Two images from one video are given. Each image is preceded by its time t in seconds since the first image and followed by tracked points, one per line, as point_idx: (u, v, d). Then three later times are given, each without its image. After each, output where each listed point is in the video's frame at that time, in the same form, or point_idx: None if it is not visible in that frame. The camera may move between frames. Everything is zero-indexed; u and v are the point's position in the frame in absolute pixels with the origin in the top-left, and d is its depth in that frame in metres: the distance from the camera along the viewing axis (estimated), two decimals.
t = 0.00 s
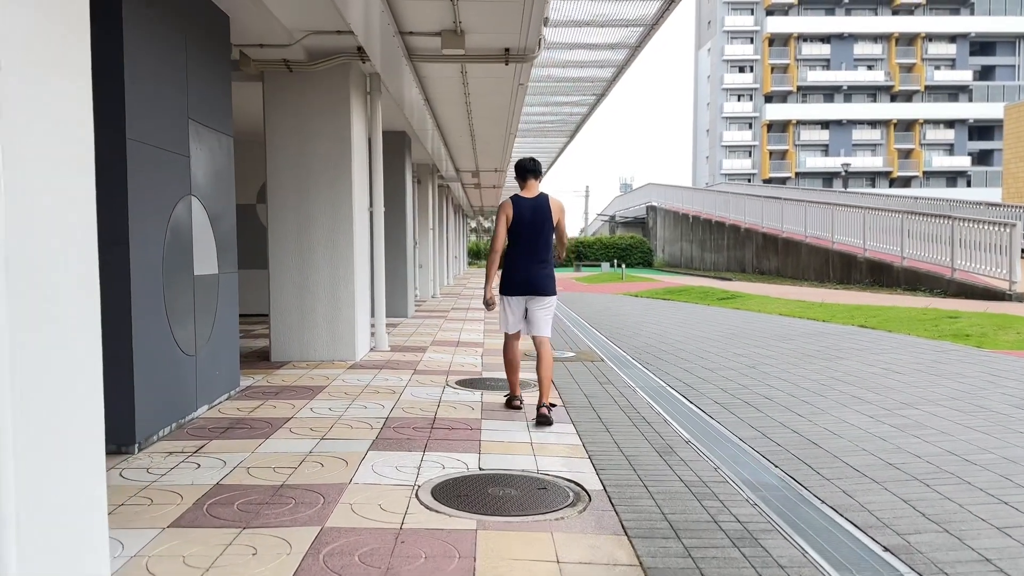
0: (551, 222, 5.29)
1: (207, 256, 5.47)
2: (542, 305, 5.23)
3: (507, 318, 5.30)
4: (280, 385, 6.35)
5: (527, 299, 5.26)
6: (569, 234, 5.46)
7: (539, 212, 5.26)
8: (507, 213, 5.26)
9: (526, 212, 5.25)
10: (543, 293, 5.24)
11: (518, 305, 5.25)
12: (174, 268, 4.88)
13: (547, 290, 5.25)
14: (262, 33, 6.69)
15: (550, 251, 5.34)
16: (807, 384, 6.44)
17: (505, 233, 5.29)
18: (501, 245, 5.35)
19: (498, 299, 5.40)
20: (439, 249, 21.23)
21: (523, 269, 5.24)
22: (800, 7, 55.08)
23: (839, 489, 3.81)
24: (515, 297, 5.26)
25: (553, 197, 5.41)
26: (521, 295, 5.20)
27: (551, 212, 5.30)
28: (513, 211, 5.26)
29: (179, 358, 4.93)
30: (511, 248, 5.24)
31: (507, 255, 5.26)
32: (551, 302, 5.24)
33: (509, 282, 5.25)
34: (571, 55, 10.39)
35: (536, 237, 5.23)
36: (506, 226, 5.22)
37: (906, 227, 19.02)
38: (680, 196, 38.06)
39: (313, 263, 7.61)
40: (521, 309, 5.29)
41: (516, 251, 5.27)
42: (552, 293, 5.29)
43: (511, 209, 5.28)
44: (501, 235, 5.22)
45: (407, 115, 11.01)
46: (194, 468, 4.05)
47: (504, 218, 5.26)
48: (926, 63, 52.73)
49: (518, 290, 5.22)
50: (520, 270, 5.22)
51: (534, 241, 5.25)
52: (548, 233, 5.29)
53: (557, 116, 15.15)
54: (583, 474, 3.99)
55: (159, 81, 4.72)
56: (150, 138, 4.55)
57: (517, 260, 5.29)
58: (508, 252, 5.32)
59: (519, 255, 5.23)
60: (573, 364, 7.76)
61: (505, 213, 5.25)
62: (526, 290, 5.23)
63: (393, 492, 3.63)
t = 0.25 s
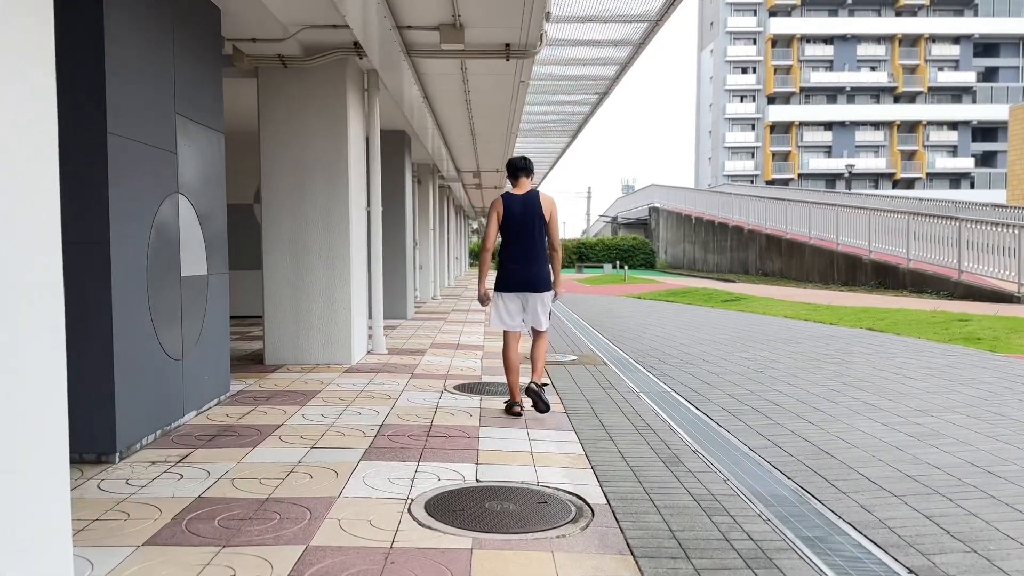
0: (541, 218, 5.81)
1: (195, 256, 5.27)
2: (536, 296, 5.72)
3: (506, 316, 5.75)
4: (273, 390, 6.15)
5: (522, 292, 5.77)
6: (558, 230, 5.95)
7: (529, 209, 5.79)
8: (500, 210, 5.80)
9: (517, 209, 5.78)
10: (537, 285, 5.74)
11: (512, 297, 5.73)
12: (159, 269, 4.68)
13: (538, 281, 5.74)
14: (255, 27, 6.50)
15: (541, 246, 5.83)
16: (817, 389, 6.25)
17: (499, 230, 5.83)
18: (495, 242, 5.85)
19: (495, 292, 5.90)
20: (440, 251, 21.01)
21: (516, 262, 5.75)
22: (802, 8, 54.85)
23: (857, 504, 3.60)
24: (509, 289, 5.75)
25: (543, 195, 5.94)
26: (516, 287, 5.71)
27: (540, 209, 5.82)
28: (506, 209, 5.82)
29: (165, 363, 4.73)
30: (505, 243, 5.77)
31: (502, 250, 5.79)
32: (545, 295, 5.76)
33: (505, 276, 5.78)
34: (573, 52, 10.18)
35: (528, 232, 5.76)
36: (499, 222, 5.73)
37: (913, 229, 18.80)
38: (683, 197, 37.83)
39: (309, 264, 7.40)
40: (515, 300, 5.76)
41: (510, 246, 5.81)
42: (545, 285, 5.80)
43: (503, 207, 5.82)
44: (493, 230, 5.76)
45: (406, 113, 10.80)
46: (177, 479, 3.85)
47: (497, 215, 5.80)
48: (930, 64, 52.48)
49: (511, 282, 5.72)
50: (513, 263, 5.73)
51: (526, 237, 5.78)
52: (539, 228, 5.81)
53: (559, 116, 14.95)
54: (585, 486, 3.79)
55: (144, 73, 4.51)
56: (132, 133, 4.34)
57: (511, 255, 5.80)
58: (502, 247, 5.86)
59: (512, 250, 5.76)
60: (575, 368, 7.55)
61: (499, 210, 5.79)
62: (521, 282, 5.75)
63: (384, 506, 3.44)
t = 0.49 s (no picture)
0: (540, 222, 5.63)
1: (182, 259, 5.08)
2: (534, 304, 5.55)
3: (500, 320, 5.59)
4: (265, 396, 5.95)
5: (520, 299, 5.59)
6: (558, 234, 5.76)
7: (528, 212, 5.62)
8: (498, 215, 5.63)
9: (516, 214, 5.60)
10: (535, 292, 5.56)
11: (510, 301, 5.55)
12: (143, 271, 4.48)
13: (536, 286, 5.56)
14: (247, 22, 6.31)
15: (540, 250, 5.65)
16: (826, 396, 6.05)
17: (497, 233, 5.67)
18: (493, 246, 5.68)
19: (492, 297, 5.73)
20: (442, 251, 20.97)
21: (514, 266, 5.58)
22: (805, 9, 54.73)
23: (877, 523, 3.39)
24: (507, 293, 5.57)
25: (542, 199, 5.76)
26: (514, 294, 5.54)
27: (539, 213, 5.64)
28: (504, 212, 5.65)
29: (149, 370, 4.54)
30: (503, 249, 5.59)
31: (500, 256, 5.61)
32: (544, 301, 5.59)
33: (503, 283, 5.59)
34: (575, 50, 9.99)
35: (526, 237, 5.58)
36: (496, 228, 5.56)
37: (918, 231, 18.59)
38: (685, 198, 37.62)
39: (304, 267, 7.20)
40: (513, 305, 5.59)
41: (508, 252, 5.63)
42: (544, 291, 5.61)
43: (501, 212, 5.65)
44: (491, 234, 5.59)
45: (405, 113, 10.61)
46: (155, 493, 3.65)
47: (495, 221, 5.63)
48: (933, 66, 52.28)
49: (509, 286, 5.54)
50: (511, 267, 5.55)
51: (525, 241, 5.60)
52: (538, 233, 5.63)
53: (561, 115, 14.75)
54: (588, 501, 3.59)
55: (127, 67, 4.32)
56: (113, 129, 4.15)
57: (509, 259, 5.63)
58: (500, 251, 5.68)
59: (510, 253, 5.59)
60: (576, 373, 7.35)
61: (497, 216, 5.62)
62: (519, 289, 5.57)
63: (374, 524, 3.23)
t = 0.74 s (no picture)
0: (549, 221, 5.51)
1: (170, 259, 4.88)
2: (541, 303, 5.42)
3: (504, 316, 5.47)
4: (259, 402, 5.75)
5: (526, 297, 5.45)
6: (566, 234, 5.65)
7: (537, 210, 5.50)
8: (506, 213, 5.50)
9: (524, 212, 5.48)
10: (542, 291, 5.43)
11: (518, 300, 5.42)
12: (128, 272, 4.29)
13: (545, 285, 5.43)
14: (241, 16, 6.11)
15: (548, 249, 5.53)
16: (840, 402, 5.83)
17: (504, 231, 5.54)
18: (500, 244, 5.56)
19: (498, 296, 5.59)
20: (443, 252, 20.76)
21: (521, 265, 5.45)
22: (808, 10, 54.54)
23: (903, 540, 3.19)
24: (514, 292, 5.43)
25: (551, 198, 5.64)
26: (520, 293, 5.40)
27: (548, 212, 5.52)
28: (512, 209, 5.53)
29: (135, 375, 4.34)
30: (510, 248, 5.46)
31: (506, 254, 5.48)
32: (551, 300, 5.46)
33: (509, 281, 5.46)
34: (578, 46, 9.80)
35: (534, 235, 5.45)
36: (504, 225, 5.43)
37: (925, 232, 18.38)
38: (688, 200, 37.41)
39: (300, 268, 7.01)
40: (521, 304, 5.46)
41: (515, 250, 5.50)
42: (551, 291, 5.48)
43: (509, 209, 5.52)
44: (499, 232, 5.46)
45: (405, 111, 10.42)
46: (137, 507, 3.45)
47: (503, 218, 5.50)
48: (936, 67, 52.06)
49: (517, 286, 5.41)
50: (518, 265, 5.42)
51: (532, 240, 5.48)
52: (546, 232, 5.51)
53: (563, 115, 14.55)
54: (595, 517, 3.39)
55: (111, 58, 4.13)
56: (95, 122, 3.96)
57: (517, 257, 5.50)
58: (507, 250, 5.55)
59: (517, 251, 5.46)
60: (580, 377, 7.13)
61: (505, 213, 5.50)
62: (525, 288, 5.44)
63: (368, 541, 3.03)
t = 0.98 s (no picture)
0: (557, 222, 5.58)
1: (162, 261, 4.69)
2: (548, 303, 5.51)
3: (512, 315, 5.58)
4: (254, 409, 5.55)
5: (533, 297, 5.54)
6: (573, 234, 5.73)
7: (546, 211, 5.55)
8: (515, 213, 5.56)
9: (533, 212, 5.54)
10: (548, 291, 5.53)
11: (524, 300, 5.51)
12: (115, 276, 4.10)
13: (552, 286, 5.53)
14: (237, 11, 5.91)
15: (555, 250, 5.61)
16: (857, 410, 5.63)
17: (513, 231, 5.60)
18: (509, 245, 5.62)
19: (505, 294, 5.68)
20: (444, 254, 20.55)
21: (529, 266, 5.53)
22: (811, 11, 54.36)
23: (937, 563, 2.98)
24: (521, 292, 5.53)
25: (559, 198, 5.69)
26: (527, 293, 5.49)
27: (557, 213, 5.59)
28: (521, 209, 5.58)
29: (123, 383, 4.15)
30: (517, 248, 5.54)
31: (514, 253, 5.56)
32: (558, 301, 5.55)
33: (516, 280, 5.55)
34: (582, 44, 9.61)
35: (543, 236, 5.52)
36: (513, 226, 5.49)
37: (932, 234, 18.18)
38: (691, 201, 37.21)
39: (298, 271, 6.81)
40: (527, 304, 5.55)
41: (523, 250, 5.57)
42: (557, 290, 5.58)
43: (518, 210, 5.58)
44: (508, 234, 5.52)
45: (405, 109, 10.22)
46: (121, 525, 3.25)
47: (512, 218, 5.56)
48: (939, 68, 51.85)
49: (524, 286, 5.50)
50: (526, 266, 5.50)
51: (540, 240, 5.55)
52: (554, 232, 5.57)
53: (567, 115, 14.35)
54: (608, 536, 3.18)
55: (97, 51, 3.93)
56: (80, 117, 3.77)
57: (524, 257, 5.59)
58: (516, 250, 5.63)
59: (525, 252, 5.52)
60: (586, 383, 6.94)
61: (514, 213, 5.55)
62: (532, 287, 5.53)
63: (364, 565, 2.83)
